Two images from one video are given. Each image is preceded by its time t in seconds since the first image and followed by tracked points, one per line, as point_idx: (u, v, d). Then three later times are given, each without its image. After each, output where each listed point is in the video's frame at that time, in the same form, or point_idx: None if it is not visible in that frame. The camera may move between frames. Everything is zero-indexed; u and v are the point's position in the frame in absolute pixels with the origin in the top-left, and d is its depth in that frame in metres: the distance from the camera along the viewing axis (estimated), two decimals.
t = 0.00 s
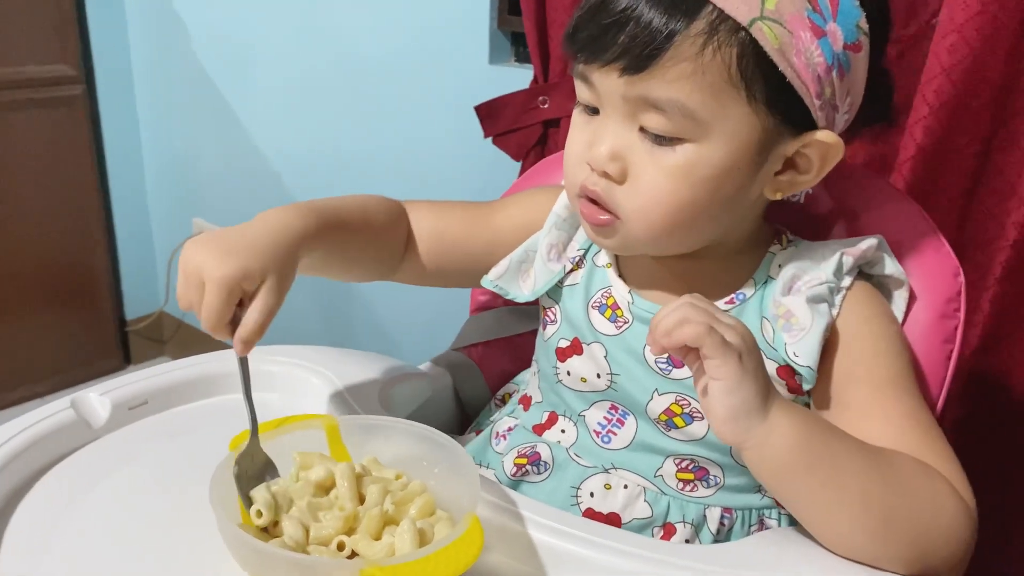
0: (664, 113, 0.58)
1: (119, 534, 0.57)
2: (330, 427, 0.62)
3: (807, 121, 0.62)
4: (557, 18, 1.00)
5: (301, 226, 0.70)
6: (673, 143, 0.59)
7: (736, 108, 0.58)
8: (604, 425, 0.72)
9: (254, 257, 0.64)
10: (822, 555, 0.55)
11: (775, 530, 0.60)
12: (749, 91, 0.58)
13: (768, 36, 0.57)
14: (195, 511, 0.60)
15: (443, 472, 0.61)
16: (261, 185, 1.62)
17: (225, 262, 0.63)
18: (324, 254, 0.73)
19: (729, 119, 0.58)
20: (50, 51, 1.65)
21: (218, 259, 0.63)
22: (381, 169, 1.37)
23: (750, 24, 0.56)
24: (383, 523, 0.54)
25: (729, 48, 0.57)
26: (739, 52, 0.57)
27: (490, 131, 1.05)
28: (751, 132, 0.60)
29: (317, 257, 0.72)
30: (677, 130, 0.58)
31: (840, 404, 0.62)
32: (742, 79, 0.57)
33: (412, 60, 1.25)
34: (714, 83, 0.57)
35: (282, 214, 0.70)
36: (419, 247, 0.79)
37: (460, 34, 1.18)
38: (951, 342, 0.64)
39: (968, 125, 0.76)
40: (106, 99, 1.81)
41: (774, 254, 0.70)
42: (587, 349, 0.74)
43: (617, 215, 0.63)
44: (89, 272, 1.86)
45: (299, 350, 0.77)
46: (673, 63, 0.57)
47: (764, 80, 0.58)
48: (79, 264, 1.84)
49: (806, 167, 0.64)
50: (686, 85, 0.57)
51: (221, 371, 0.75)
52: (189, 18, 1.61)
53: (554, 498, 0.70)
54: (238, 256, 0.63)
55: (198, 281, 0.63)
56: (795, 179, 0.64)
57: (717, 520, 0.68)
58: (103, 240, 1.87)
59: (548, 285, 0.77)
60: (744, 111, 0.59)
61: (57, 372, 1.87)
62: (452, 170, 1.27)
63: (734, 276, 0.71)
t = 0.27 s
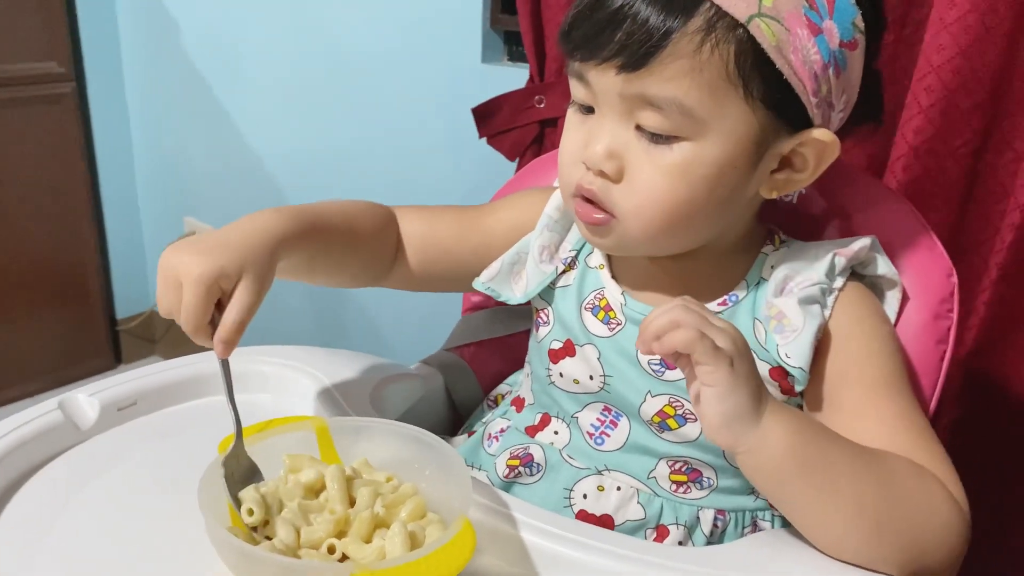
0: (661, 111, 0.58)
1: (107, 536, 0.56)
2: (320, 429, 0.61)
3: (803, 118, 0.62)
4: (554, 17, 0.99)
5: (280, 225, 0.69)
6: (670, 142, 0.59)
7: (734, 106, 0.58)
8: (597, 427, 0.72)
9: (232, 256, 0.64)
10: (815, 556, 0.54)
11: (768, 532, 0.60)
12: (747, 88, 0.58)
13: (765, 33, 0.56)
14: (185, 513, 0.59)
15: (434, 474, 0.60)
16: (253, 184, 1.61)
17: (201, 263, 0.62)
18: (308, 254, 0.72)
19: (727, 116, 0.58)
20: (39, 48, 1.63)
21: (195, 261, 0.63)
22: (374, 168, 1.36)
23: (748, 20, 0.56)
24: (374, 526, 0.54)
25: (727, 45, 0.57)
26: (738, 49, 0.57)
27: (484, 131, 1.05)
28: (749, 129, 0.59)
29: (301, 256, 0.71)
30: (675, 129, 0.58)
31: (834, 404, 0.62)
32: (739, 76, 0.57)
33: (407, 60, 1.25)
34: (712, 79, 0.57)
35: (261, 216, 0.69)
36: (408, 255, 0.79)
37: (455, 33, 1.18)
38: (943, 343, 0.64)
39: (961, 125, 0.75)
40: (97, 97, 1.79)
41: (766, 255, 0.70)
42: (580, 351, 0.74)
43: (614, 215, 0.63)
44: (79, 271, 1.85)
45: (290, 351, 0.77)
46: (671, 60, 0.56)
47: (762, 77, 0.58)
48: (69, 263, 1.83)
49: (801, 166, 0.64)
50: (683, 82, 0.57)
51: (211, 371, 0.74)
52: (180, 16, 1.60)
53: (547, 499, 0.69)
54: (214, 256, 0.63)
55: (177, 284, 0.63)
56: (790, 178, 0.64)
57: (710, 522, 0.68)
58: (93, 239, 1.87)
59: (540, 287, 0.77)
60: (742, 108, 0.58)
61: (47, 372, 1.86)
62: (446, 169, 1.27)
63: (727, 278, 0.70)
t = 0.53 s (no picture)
0: (667, 103, 0.57)
1: (96, 537, 0.55)
2: (314, 428, 0.60)
3: (810, 110, 0.61)
4: (549, 12, 0.98)
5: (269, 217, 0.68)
6: (675, 135, 0.58)
7: (741, 97, 0.57)
8: (596, 427, 0.71)
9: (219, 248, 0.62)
10: (819, 557, 0.54)
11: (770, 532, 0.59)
12: (754, 80, 0.57)
13: (774, 23, 0.56)
14: (178, 513, 0.58)
15: (431, 473, 0.59)
16: (244, 181, 1.59)
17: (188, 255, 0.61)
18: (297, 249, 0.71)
19: (734, 108, 0.57)
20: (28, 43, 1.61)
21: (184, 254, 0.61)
22: (367, 165, 1.35)
23: (756, 10, 0.56)
24: (369, 526, 0.53)
25: (735, 35, 0.56)
26: (745, 39, 0.56)
27: (479, 126, 1.04)
28: (755, 122, 0.59)
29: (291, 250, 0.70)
30: (681, 121, 0.57)
31: (836, 402, 0.61)
32: (746, 67, 0.56)
33: (400, 55, 1.23)
34: (719, 70, 0.56)
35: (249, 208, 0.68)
36: (402, 252, 0.78)
37: (449, 28, 1.16)
38: (945, 340, 0.64)
39: (980, 129, 0.73)
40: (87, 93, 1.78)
41: (767, 252, 0.69)
42: (578, 350, 0.73)
43: (617, 210, 0.62)
44: (70, 268, 1.83)
45: (284, 348, 0.76)
46: (677, 51, 0.56)
47: (770, 68, 0.57)
48: (59, 260, 1.81)
49: (807, 160, 0.63)
50: (690, 73, 0.56)
51: (202, 368, 0.73)
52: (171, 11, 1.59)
53: (545, 499, 0.69)
54: (202, 247, 0.62)
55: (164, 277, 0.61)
56: (795, 172, 0.63)
57: (711, 523, 0.67)
58: (84, 236, 1.85)
59: (538, 285, 0.76)
60: (750, 99, 0.58)
61: (36, 370, 1.84)
62: (440, 165, 1.25)
63: (728, 275, 0.70)
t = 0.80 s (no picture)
0: (675, 98, 0.56)
1: (91, 534, 0.55)
2: (312, 424, 0.60)
3: (818, 105, 0.61)
4: (545, 7, 0.98)
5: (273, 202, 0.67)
6: (682, 131, 0.57)
7: (749, 92, 0.57)
8: (596, 424, 0.71)
9: (225, 229, 0.62)
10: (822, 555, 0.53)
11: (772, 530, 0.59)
12: (762, 75, 0.57)
13: (783, 17, 0.55)
14: (174, 511, 0.57)
15: (429, 470, 0.59)
16: (238, 177, 1.58)
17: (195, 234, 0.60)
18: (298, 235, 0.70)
19: (741, 103, 0.57)
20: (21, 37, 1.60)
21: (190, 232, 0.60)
22: (362, 162, 1.34)
23: (766, 4, 0.55)
24: (367, 524, 0.52)
25: (744, 29, 0.55)
26: (754, 34, 0.56)
27: (475, 123, 1.03)
28: (762, 117, 0.58)
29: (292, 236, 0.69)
30: (688, 116, 0.57)
31: (839, 399, 0.61)
32: (754, 61, 0.56)
33: (396, 51, 1.22)
34: (727, 64, 0.55)
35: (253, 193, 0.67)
36: (404, 240, 0.77)
37: (446, 23, 1.16)
38: (945, 337, 0.63)
39: (1002, 131, 0.73)
40: (79, 88, 1.76)
41: (770, 249, 0.69)
42: (579, 346, 0.73)
43: (623, 207, 0.61)
44: (62, 265, 1.82)
45: (280, 344, 0.75)
46: (686, 44, 0.55)
47: (778, 63, 0.57)
48: (51, 256, 1.79)
49: (814, 155, 0.63)
50: (699, 66, 0.55)
51: (198, 363, 0.72)
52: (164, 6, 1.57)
53: (544, 497, 0.68)
54: (208, 226, 0.61)
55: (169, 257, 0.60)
56: (802, 168, 0.63)
57: (712, 521, 0.67)
58: (76, 232, 1.83)
59: (538, 281, 0.75)
60: (757, 93, 0.57)
61: (27, 368, 1.82)
62: (435, 162, 1.25)
63: (729, 272, 0.69)
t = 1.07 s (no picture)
0: (674, 99, 0.56)
1: (87, 532, 0.54)
2: (305, 422, 0.60)
3: (817, 113, 0.61)
4: (542, 7, 0.98)
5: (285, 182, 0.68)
6: (679, 133, 0.58)
7: (747, 94, 0.57)
8: (588, 418, 0.71)
9: (241, 204, 0.62)
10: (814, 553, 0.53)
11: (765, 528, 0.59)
12: (761, 78, 0.57)
13: (784, 23, 0.55)
14: (168, 507, 0.57)
15: (422, 469, 0.59)
16: (232, 175, 1.58)
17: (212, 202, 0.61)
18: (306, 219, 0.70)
19: (739, 106, 0.57)
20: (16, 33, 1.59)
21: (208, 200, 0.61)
22: (357, 160, 1.34)
23: (767, 7, 0.55)
24: (360, 522, 0.52)
25: (744, 32, 0.55)
26: (754, 37, 0.56)
27: (471, 121, 1.03)
28: (761, 120, 0.58)
29: (300, 220, 0.70)
30: (687, 117, 0.57)
31: (833, 398, 0.61)
32: (755, 64, 0.56)
33: (393, 49, 1.22)
34: (727, 67, 0.55)
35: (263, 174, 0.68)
36: (404, 229, 0.77)
37: (443, 22, 1.15)
38: (940, 338, 0.63)
39: (1017, 136, 0.73)
40: (74, 83, 1.75)
41: (766, 246, 0.69)
42: (573, 338, 0.73)
43: (620, 206, 0.61)
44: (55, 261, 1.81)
45: (274, 341, 0.75)
46: (686, 45, 0.55)
47: (777, 66, 0.57)
48: (45, 253, 1.79)
49: (812, 160, 0.63)
50: (699, 68, 0.55)
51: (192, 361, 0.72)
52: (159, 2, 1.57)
53: (535, 494, 0.68)
54: (227, 199, 0.61)
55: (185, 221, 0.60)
56: (799, 171, 0.63)
57: (702, 517, 0.67)
58: (70, 229, 1.83)
59: (532, 273, 0.76)
60: (756, 97, 0.57)
61: (20, 365, 1.82)
62: (431, 161, 1.25)
63: (726, 269, 0.69)
